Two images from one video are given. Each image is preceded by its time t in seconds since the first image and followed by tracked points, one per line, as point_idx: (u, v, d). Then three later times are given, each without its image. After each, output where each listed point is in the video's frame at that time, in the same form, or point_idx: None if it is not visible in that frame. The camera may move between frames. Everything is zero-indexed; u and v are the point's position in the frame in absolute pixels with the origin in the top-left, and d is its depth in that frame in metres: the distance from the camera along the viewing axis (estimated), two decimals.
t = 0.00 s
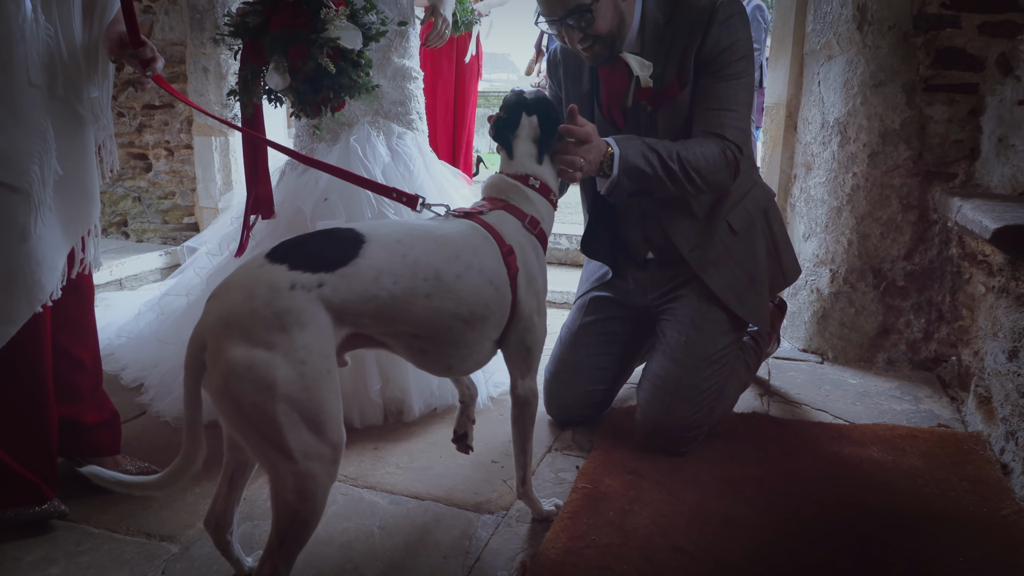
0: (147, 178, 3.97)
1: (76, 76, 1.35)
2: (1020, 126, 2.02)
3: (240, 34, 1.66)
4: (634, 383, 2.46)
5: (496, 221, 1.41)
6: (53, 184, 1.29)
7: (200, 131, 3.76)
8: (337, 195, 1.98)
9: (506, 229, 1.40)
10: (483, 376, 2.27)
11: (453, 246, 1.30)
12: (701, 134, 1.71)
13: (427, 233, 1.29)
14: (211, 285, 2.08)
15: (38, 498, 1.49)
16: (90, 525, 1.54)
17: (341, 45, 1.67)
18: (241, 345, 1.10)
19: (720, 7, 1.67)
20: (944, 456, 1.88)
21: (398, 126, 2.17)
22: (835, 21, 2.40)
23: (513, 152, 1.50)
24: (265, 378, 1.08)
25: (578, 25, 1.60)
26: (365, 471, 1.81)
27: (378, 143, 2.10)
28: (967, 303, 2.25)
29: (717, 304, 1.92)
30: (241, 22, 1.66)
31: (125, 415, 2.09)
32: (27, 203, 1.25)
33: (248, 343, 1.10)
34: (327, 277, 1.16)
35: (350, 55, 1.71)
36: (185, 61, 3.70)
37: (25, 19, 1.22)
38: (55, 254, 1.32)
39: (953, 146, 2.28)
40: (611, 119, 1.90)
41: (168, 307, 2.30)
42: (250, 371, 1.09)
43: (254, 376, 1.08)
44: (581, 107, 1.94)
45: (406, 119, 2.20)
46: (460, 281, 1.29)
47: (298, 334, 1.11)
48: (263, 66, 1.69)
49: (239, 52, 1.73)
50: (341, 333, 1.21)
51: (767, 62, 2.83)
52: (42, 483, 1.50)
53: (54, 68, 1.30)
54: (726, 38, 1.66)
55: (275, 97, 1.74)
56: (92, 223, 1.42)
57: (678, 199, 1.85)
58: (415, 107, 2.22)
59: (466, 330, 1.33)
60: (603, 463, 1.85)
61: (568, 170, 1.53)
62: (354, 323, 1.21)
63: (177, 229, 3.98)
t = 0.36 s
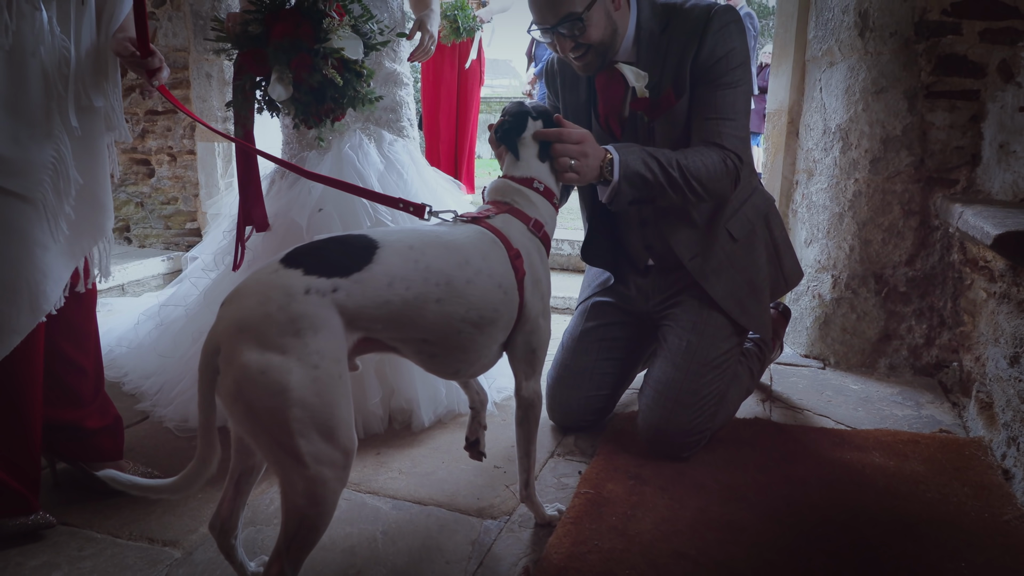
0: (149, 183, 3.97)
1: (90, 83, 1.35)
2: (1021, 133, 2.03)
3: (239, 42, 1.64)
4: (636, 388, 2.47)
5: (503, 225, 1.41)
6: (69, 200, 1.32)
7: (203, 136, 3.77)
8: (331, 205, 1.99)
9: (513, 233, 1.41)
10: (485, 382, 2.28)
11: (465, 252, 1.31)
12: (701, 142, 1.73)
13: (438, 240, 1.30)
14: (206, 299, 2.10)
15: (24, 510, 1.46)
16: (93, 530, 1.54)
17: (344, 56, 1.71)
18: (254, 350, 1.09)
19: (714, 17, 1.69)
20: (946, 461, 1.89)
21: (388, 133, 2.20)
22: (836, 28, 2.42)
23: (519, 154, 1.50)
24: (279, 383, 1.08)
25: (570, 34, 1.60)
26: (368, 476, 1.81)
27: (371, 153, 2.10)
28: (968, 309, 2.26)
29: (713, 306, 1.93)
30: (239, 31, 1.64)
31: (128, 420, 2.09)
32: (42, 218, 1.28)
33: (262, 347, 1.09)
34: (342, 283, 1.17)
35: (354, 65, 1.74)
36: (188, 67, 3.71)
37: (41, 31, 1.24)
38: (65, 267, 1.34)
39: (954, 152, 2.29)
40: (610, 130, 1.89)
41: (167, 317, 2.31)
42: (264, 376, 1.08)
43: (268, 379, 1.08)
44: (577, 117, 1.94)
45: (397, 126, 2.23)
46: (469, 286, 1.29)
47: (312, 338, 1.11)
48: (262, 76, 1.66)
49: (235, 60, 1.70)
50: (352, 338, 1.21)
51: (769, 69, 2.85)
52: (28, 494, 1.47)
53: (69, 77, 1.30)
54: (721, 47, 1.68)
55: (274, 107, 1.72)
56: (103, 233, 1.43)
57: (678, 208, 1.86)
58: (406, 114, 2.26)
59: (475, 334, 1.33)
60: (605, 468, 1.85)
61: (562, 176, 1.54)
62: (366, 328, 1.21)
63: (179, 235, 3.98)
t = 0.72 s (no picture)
0: (150, 187, 3.98)
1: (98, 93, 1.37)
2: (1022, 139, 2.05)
3: (238, 41, 1.58)
4: (637, 393, 2.48)
5: (512, 227, 1.42)
6: (74, 207, 1.35)
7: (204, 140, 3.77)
8: (314, 212, 2.01)
9: (522, 236, 1.42)
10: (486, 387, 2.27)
11: (482, 255, 1.31)
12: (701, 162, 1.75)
13: (454, 241, 1.30)
14: (193, 311, 2.13)
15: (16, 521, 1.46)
16: (95, 533, 1.54)
17: (345, 57, 1.69)
18: (283, 356, 1.10)
19: (709, 32, 1.64)
20: (946, 467, 1.89)
21: (374, 139, 2.22)
22: (837, 35, 2.40)
23: (526, 162, 1.48)
24: (307, 390, 1.09)
25: (556, 49, 1.40)
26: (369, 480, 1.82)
27: (358, 161, 2.12)
28: (969, 315, 2.28)
29: (717, 312, 1.92)
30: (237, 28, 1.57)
31: (130, 423, 2.10)
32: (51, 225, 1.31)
33: (290, 353, 1.10)
34: (369, 288, 1.18)
35: (355, 68, 1.73)
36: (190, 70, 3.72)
37: (55, 44, 1.24)
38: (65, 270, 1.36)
39: (955, 159, 2.30)
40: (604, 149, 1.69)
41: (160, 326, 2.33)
42: (293, 383, 1.09)
43: (298, 386, 1.09)
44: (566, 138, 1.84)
45: (384, 132, 2.28)
46: (486, 286, 1.29)
47: (338, 343, 1.12)
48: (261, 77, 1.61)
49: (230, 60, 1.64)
50: (376, 341, 1.22)
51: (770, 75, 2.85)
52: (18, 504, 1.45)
53: (82, 87, 1.33)
54: (717, 64, 1.64)
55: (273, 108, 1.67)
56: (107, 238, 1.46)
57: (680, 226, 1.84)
58: (394, 122, 2.33)
59: (490, 334, 1.34)
60: (606, 472, 1.86)
61: (564, 180, 1.54)
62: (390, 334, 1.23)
63: (180, 238, 3.98)
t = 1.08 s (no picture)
0: (150, 188, 3.98)
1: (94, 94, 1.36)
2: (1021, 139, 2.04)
3: (238, 52, 1.65)
4: (637, 393, 2.48)
5: (515, 224, 1.43)
6: (75, 211, 1.33)
7: (203, 140, 3.77)
8: (305, 214, 1.96)
9: (525, 232, 1.43)
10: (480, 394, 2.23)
11: (495, 251, 1.32)
12: (696, 177, 1.75)
13: (465, 237, 1.31)
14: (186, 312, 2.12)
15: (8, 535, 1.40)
16: (93, 534, 1.54)
17: (347, 66, 1.72)
18: (324, 356, 1.10)
19: (699, 47, 1.68)
20: (945, 466, 1.90)
21: (370, 135, 2.13)
22: (837, 35, 2.43)
23: (529, 164, 1.54)
24: (345, 393, 1.09)
25: (543, 74, 1.58)
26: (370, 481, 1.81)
27: (349, 158, 2.05)
28: (968, 314, 2.28)
29: (714, 310, 1.90)
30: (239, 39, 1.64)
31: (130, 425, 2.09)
32: (52, 229, 1.29)
33: (330, 354, 1.10)
34: (401, 287, 1.18)
35: (357, 75, 1.76)
36: (189, 71, 3.71)
37: (45, 41, 1.25)
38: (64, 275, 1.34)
39: (954, 159, 2.30)
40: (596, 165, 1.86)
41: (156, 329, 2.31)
42: (332, 385, 1.08)
43: (336, 388, 1.08)
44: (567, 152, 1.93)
45: (378, 127, 2.16)
46: (502, 279, 1.31)
47: (377, 345, 1.12)
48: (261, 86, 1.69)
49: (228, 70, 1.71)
50: (402, 339, 1.22)
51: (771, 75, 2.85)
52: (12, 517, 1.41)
53: (74, 88, 1.31)
54: (709, 79, 1.68)
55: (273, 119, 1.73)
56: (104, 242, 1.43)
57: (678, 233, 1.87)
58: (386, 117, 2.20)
59: (502, 329, 1.35)
60: (606, 473, 1.86)
61: (561, 176, 1.53)
62: (414, 332, 1.23)
63: (179, 238, 3.97)
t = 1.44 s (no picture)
0: (143, 187, 3.95)
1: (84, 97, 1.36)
2: (1013, 139, 2.08)
3: (234, 66, 1.66)
4: (631, 392, 2.48)
5: (513, 219, 1.43)
6: (66, 216, 1.33)
7: (196, 140, 3.75)
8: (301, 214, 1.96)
9: (523, 227, 1.42)
10: (474, 393, 2.18)
11: (490, 239, 1.33)
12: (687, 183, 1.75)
13: (459, 227, 1.32)
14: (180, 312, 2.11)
15: None
16: (87, 537, 1.53)
17: (344, 80, 1.72)
18: (343, 349, 1.09)
19: (684, 55, 1.69)
20: (938, 464, 1.91)
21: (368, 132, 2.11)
22: (830, 35, 2.44)
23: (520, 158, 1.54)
24: (372, 380, 1.08)
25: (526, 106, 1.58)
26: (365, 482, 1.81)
27: (344, 155, 2.04)
28: (960, 313, 2.30)
29: (709, 310, 1.91)
30: (235, 54, 1.65)
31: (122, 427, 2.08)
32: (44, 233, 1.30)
33: (349, 346, 1.09)
34: (406, 271, 1.19)
35: (354, 89, 1.73)
36: (182, 70, 3.69)
37: (36, 46, 1.25)
38: (59, 277, 1.33)
39: (947, 158, 2.32)
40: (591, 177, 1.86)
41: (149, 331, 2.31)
42: (357, 375, 1.08)
43: (362, 378, 1.08)
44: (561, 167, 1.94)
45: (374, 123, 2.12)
46: (497, 266, 1.32)
47: (390, 333, 1.12)
48: (257, 100, 1.71)
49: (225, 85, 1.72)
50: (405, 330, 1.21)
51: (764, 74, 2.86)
52: None
53: (63, 91, 1.31)
54: (694, 88, 1.67)
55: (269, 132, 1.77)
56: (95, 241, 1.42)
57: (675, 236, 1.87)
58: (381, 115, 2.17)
59: (501, 319, 1.35)
60: (601, 473, 1.86)
61: (546, 172, 1.52)
62: (419, 321, 1.24)
63: (173, 238, 3.95)
